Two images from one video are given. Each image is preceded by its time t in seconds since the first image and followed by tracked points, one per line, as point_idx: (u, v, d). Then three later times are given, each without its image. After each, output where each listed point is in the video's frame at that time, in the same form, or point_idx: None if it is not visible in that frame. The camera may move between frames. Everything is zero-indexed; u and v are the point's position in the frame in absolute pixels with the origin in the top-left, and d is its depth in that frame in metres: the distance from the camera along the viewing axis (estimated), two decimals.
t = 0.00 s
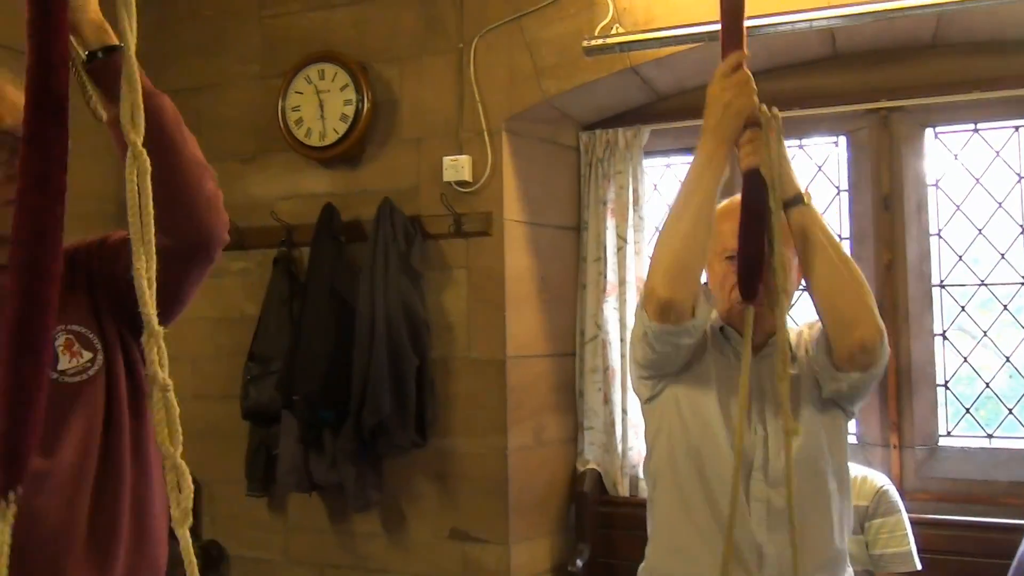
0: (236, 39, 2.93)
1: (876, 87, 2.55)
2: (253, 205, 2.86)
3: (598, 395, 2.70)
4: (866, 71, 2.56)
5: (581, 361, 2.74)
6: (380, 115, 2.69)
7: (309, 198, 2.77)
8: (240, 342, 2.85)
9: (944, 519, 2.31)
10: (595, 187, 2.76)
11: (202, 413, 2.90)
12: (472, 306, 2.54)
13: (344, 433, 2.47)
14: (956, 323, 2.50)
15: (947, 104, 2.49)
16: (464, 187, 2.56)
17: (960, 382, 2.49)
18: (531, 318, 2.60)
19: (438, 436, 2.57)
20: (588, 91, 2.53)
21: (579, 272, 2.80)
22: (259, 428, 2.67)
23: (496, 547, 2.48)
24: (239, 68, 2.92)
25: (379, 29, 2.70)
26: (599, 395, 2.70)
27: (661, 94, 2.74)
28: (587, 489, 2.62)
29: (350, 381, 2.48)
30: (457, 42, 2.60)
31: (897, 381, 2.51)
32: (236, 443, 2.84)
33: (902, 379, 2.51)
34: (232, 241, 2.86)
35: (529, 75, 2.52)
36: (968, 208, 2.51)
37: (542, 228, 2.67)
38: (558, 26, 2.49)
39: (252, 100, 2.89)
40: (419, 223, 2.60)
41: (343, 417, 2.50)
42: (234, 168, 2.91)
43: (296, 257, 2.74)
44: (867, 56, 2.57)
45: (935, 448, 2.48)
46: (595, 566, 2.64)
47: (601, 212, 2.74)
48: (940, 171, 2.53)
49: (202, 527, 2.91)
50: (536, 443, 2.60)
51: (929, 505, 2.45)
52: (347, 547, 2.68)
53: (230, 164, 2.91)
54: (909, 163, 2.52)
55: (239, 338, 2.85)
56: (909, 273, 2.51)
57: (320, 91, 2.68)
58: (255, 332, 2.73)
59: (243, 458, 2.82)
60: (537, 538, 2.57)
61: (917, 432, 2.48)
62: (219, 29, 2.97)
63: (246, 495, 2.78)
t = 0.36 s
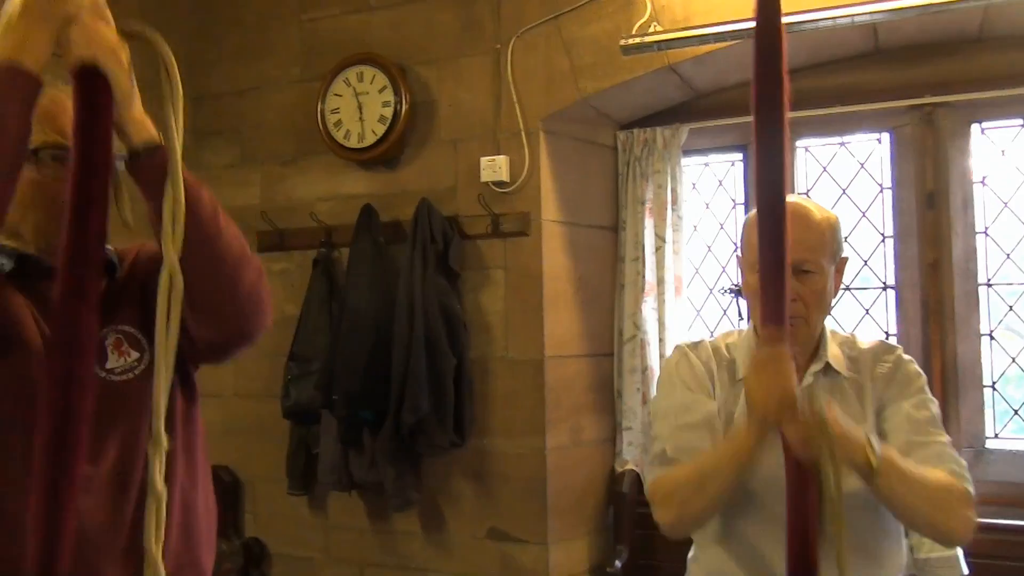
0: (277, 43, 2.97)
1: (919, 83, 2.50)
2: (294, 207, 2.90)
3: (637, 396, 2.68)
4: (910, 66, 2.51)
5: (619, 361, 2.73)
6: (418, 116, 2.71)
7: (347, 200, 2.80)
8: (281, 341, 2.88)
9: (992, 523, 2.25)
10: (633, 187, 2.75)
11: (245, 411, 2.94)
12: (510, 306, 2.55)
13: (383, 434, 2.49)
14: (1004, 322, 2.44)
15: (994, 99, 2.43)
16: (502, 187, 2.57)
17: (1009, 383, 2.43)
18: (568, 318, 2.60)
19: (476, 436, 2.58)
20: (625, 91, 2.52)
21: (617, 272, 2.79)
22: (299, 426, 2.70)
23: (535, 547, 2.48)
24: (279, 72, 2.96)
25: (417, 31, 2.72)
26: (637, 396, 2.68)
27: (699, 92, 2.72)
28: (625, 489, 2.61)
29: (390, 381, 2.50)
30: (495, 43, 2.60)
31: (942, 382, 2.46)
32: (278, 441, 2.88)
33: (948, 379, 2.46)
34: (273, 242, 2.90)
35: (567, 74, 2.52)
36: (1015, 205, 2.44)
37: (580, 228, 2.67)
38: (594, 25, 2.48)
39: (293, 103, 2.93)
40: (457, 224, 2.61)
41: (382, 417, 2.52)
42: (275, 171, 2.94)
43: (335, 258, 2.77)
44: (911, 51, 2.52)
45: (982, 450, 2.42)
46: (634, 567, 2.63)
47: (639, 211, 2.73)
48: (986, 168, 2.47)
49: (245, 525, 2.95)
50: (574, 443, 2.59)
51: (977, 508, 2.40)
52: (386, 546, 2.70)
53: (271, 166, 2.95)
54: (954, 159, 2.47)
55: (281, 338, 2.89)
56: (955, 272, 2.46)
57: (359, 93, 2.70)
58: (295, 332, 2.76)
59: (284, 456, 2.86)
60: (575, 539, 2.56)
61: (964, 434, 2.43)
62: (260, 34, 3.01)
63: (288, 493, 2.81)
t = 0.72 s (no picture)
0: (314, 46, 3.00)
1: (963, 77, 2.45)
2: (332, 208, 2.92)
3: (674, 396, 2.66)
4: (954, 60, 2.46)
5: (657, 361, 2.72)
6: (455, 117, 2.72)
7: (384, 201, 2.82)
8: (320, 341, 2.91)
9: None
10: (670, 185, 2.73)
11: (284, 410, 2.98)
12: (546, 307, 2.55)
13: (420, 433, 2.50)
14: None
15: None
16: (538, 187, 2.56)
17: None
18: (605, 318, 2.59)
19: (513, 436, 2.58)
20: (662, 89, 2.51)
21: (654, 271, 2.77)
22: (337, 426, 2.73)
23: (572, 547, 2.47)
24: (317, 75, 2.99)
25: (453, 32, 2.73)
26: (674, 396, 2.66)
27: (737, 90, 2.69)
28: (663, 491, 2.60)
29: (427, 380, 2.51)
30: (530, 43, 2.60)
31: (988, 383, 2.40)
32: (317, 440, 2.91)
33: (994, 380, 2.40)
34: (311, 244, 2.94)
35: (602, 73, 2.51)
36: None
37: (616, 227, 2.66)
38: (631, 24, 2.47)
39: (330, 105, 2.96)
40: (493, 224, 2.62)
41: (418, 416, 2.53)
42: (314, 173, 2.98)
43: (372, 258, 2.79)
44: (955, 44, 2.46)
45: None
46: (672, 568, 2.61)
47: (676, 210, 2.71)
48: None
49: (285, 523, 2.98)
50: (611, 444, 2.58)
51: None
52: (424, 545, 2.71)
53: (309, 168, 2.99)
54: (999, 155, 2.41)
55: (319, 338, 2.92)
56: (1000, 270, 2.40)
57: (395, 95, 2.72)
58: (333, 332, 2.79)
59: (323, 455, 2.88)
60: (612, 540, 2.55)
61: (1011, 436, 2.37)
62: (298, 37, 3.04)
63: (326, 491, 2.84)
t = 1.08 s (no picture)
0: (352, 48, 3.03)
1: (1010, 71, 2.39)
2: (370, 209, 2.95)
3: (712, 397, 2.65)
4: (1000, 54, 2.40)
5: (695, 361, 2.70)
6: (491, 118, 2.72)
7: (421, 201, 2.83)
8: (358, 341, 2.94)
9: None
10: (707, 184, 2.71)
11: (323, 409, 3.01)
12: (582, 307, 2.54)
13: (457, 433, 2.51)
14: None
15: None
16: (574, 187, 2.56)
17: None
18: (642, 318, 2.58)
19: (550, 436, 2.58)
20: (699, 87, 2.49)
21: (692, 271, 2.75)
22: (374, 425, 2.75)
23: (609, 548, 2.47)
24: (355, 78, 3.02)
25: (489, 32, 2.74)
26: (712, 397, 2.64)
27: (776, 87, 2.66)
28: (701, 492, 2.57)
29: (464, 381, 2.52)
30: (566, 42, 2.60)
31: None
32: (355, 439, 2.93)
33: None
34: (349, 245, 2.96)
35: (639, 72, 2.50)
36: None
37: (653, 227, 2.64)
38: (668, 22, 2.45)
39: (368, 108, 2.98)
40: (529, 224, 2.62)
41: (456, 416, 2.54)
42: (351, 174, 3.01)
43: (410, 259, 2.81)
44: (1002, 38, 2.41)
45: None
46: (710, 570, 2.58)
47: (713, 209, 2.69)
48: None
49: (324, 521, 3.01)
50: (648, 445, 2.57)
51: None
52: (461, 545, 2.72)
53: (347, 170, 3.02)
54: None
55: (357, 338, 2.94)
56: None
57: (432, 96, 2.74)
58: (371, 332, 2.81)
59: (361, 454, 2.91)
60: (650, 541, 2.54)
61: None
62: (336, 40, 3.07)
63: (364, 490, 2.87)
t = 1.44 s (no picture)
0: (390, 50, 3.05)
1: None
2: (408, 210, 2.97)
3: (752, 397, 2.62)
4: None
5: (734, 362, 2.67)
6: (528, 118, 2.73)
7: (458, 202, 2.84)
8: (397, 341, 2.96)
9: None
10: (746, 183, 2.68)
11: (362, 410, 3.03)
12: (620, 307, 2.53)
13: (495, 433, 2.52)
14: None
15: None
16: (611, 186, 2.55)
17: None
18: (681, 318, 2.56)
19: (588, 437, 2.57)
20: (738, 84, 2.46)
21: (731, 271, 2.73)
22: (412, 425, 2.76)
23: (648, 550, 2.45)
24: (392, 80, 3.04)
25: (526, 33, 2.74)
26: (752, 397, 2.62)
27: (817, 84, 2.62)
28: (741, 495, 2.54)
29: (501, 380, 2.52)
30: (603, 42, 2.59)
31: None
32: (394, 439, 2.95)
33: None
34: (387, 246, 2.98)
35: (677, 71, 2.48)
36: None
37: (692, 226, 2.62)
38: (705, 20, 2.43)
39: (405, 109, 3.00)
40: (567, 224, 2.61)
41: (494, 416, 2.55)
42: (389, 175, 3.03)
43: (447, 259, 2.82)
44: None
45: None
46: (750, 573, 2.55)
47: (753, 208, 2.66)
48: None
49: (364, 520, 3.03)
50: (687, 446, 2.55)
51: None
52: (500, 544, 2.72)
53: (385, 171, 3.04)
54: None
55: (395, 338, 2.96)
56: None
57: (469, 97, 2.74)
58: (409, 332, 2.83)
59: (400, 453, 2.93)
60: (689, 543, 2.51)
61: None
62: (374, 42, 3.10)
63: (403, 489, 2.88)
